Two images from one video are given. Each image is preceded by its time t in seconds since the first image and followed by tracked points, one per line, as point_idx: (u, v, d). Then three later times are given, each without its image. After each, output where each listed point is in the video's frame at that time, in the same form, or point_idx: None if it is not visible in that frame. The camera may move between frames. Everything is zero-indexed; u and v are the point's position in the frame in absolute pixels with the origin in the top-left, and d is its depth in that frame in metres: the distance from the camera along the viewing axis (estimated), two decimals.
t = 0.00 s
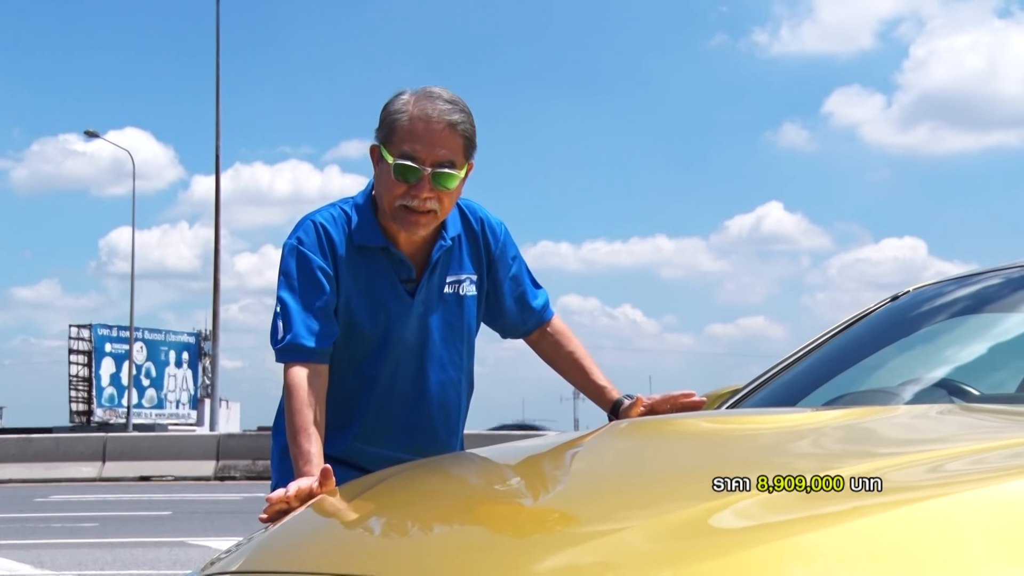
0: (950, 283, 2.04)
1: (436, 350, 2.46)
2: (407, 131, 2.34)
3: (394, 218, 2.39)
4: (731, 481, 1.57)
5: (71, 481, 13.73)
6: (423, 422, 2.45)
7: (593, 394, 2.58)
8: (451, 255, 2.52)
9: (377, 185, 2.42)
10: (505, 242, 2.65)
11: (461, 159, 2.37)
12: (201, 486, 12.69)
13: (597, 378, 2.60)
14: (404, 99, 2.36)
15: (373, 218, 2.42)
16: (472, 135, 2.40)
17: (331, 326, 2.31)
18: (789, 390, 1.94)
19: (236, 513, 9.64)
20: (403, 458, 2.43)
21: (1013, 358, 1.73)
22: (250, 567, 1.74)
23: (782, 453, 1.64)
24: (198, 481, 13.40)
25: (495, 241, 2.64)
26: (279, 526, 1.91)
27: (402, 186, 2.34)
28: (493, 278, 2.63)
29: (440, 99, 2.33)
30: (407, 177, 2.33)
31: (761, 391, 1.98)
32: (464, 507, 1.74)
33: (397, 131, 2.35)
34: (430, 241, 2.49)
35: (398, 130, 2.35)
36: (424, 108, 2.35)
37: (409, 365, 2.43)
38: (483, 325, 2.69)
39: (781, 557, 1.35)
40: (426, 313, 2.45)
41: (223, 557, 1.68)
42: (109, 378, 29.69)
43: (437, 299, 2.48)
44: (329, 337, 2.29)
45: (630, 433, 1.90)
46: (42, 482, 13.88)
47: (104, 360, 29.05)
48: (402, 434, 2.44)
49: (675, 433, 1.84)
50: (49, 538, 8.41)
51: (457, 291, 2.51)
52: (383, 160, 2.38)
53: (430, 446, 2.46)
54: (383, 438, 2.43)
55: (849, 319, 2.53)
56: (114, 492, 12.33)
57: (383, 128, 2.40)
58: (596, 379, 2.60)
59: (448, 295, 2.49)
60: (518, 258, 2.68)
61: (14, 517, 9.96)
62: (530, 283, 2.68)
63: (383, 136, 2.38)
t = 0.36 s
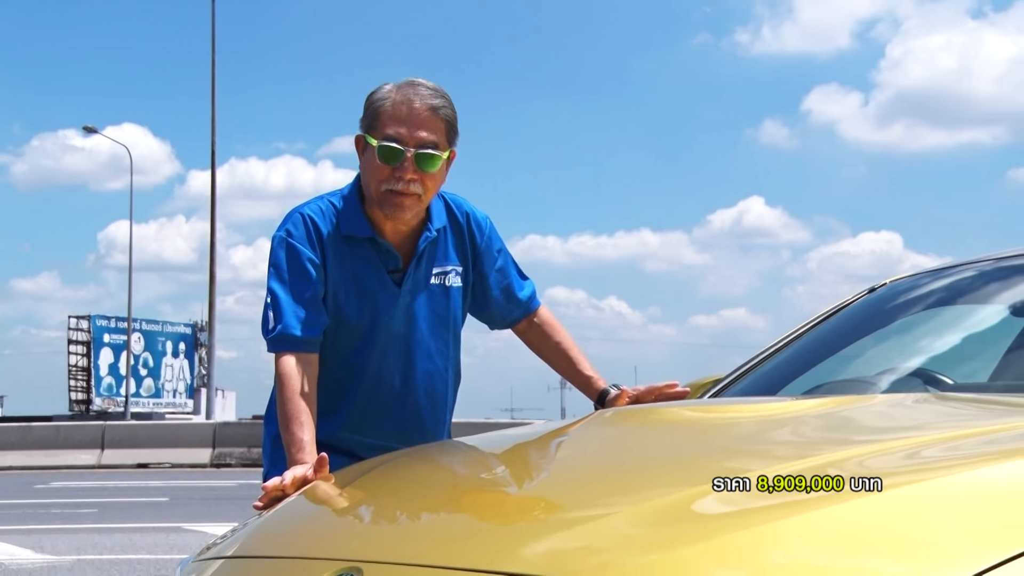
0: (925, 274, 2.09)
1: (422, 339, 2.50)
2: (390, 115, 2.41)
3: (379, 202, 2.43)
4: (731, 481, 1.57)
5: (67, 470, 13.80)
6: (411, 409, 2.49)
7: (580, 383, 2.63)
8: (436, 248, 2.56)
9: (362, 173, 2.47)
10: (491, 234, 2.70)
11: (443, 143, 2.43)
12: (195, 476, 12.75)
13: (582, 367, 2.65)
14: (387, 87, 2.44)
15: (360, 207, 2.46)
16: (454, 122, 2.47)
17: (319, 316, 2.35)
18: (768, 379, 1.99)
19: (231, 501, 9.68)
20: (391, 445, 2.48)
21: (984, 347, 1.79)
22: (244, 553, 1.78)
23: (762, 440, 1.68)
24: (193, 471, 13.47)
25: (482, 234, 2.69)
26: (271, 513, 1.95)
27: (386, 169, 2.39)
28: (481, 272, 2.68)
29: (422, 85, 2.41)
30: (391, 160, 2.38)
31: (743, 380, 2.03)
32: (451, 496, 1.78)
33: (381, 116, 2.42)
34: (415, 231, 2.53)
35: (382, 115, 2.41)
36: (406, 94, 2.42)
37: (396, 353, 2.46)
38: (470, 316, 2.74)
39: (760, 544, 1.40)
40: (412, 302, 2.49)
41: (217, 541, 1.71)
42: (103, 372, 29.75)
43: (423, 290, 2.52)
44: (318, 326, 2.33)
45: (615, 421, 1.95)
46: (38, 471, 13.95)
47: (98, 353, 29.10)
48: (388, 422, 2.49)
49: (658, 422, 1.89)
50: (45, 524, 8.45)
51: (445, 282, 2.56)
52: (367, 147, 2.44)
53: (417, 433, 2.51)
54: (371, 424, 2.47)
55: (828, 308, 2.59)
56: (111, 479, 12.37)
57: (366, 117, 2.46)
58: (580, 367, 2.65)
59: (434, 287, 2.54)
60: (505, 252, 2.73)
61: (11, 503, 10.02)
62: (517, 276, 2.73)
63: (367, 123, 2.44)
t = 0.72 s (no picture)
0: (902, 269, 2.16)
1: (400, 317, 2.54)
2: (358, 91, 2.54)
3: (356, 175, 2.52)
4: (731, 481, 1.57)
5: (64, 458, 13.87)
6: (392, 387, 2.53)
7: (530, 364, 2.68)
8: (414, 230, 2.61)
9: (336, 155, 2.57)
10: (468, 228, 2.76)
11: (411, 112, 2.56)
12: (191, 463, 12.80)
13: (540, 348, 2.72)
14: (352, 71, 2.60)
15: (336, 188, 2.56)
16: (418, 95, 2.61)
17: (287, 295, 2.44)
18: (750, 369, 2.04)
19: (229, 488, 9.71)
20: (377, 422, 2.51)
21: (959, 339, 1.84)
22: (242, 539, 1.83)
23: (743, 429, 1.73)
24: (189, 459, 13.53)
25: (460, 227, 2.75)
26: (267, 501, 2.00)
27: (360, 140, 2.50)
28: (455, 259, 2.73)
29: (385, 62, 2.57)
30: (363, 130, 2.49)
31: (727, 370, 2.08)
32: (437, 485, 1.83)
33: (349, 94, 2.55)
34: (393, 210, 2.60)
35: (350, 92, 2.55)
36: (370, 73, 2.58)
37: (376, 329, 2.50)
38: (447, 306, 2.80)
39: (742, 528, 1.45)
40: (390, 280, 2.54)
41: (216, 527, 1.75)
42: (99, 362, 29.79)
43: (400, 267, 2.57)
44: (285, 304, 2.43)
45: (599, 411, 2.01)
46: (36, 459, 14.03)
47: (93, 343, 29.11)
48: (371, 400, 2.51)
49: (642, 411, 1.94)
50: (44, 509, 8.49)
51: (422, 264, 2.61)
52: (338, 126, 2.55)
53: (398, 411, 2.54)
54: (355, 403, 2.49)
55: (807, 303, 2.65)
56: (112, 465, 12.42)
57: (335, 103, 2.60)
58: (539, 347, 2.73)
59: (412, 268, 2.59)
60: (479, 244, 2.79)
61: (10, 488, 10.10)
62: (490, 269, 2.80)
63: (336, 104, 2.56)
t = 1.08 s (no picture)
0: (884, 262, 2.22)
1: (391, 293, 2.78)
2: (345, 84, 2.83)
3: (345, 160, 2.79)
4: (731, 483, 1.58)
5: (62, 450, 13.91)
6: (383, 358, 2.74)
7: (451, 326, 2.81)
8: (402, 216, 2.89)
9: (328, 145, 2.84)
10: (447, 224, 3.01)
11: (394, 101, 2.84)
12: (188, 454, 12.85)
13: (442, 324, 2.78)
14: (340, 67, 2.90)
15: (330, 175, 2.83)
16: (401, 87, 2.89)
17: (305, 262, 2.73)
18: (737, 360, 2.09)
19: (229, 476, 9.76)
20: (369, 390, 2.71)
21: (937, 331, 1.89)
22: (242, 525, 1.87)
23: (729, 418, 1.79)
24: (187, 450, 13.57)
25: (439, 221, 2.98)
26: (266, 489, 2.05)
27: (348, 128, 2.77)
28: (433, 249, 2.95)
29: (368, 58, 2.86)
30: (351, 120, 2.78)
31: (714, 361, 2.14)
32: (430, 473, 1.88)
33: (338, 88, 2.84)
34: (381, 196, 2.87)
35: (338, 86, 2.84)
36: (356, 68, 2.87)
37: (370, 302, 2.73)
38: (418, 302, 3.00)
39: (727, 514, 1.51)
40: (381, 259, 2.79)
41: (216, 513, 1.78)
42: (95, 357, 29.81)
43: (392, 249, 2.82)
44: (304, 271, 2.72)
45: (588, 401, 2.06)
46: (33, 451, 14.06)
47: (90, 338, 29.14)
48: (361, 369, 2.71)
49: (631, 400, 1.99)
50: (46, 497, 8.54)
51: (411, 248, 2.86)
52: (330, 117, 2.82)
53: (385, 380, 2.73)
54: (346, 379, 2.70)
55: (792, 296, 2.71)
56: (110, 456, 12.47)
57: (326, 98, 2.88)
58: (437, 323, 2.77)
59: (402, 250, 2.84)
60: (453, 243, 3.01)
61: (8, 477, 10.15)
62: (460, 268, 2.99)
63: (326, 98, 2.85)
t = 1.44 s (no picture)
0: (866, 260, 2.29)
1: (390, 287, 2.84)
2: (343, 86, 2.89)
3: (343, 159, 2.85)
4: (731, 482, 1.60)
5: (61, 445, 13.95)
6: (382, 349, 2.79)
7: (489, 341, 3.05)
8: (400, 213, 2.96)
9: (326, 145, 2.91)
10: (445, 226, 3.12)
11: (391, 103, 2.91)
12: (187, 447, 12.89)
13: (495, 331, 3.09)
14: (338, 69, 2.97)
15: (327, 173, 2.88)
16: (397, 89, 2.96)
17: (264, 266, 2.72)
18: (724, 355, 2.14)
19: (229, 468, 9.81)
20: (368, 378, 2.76)
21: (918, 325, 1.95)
22: (243, 514, 1.92)
23: (717, 410, 1.84)
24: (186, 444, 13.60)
25: (435, 223, 3.09)
26: (267, 478, 2.10)
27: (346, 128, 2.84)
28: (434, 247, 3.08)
29: (365, 60, 2.93)
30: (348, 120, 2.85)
31: (702, 355, 2.19)
32: (425, 463, 1.94)
33: (336, 89, 2.91)
34: (378, 193, 2.92)
35: (336, 88, 2.91)
36: (354, 70, 2.94)
37: (371, 293, 2.79)
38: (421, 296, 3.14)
39: (716, 503, 1.56)
40: (382, 252, 2.86)
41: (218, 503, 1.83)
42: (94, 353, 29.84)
43: (391, 245, 2.89)
44: (258, 275, 2.70)
45: (580, 394, 2.11)
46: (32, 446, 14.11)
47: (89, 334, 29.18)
48: (360, 358, 2.76)
49: (623, 393, 2.04)
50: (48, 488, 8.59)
51: (409, 245, 2.93)
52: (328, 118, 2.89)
53: (383, 369, 2.78)
54: (346, 368, 2.75)
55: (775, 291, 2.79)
56: (109, 449, 12.51)
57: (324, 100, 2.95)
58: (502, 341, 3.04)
59: (400, 247, 2.91)
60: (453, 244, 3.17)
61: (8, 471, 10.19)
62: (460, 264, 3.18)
63: (325, 99, 2.92)
